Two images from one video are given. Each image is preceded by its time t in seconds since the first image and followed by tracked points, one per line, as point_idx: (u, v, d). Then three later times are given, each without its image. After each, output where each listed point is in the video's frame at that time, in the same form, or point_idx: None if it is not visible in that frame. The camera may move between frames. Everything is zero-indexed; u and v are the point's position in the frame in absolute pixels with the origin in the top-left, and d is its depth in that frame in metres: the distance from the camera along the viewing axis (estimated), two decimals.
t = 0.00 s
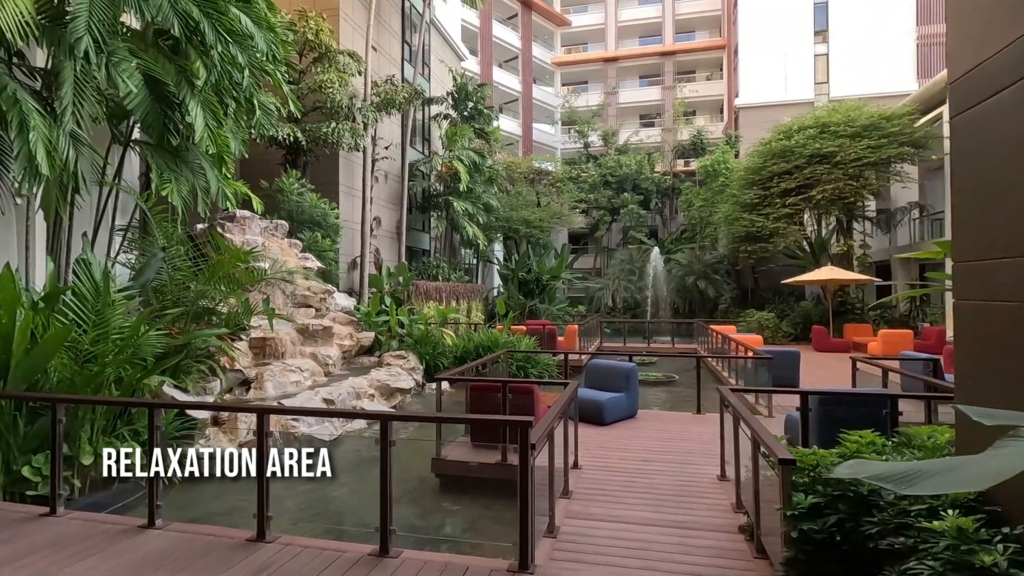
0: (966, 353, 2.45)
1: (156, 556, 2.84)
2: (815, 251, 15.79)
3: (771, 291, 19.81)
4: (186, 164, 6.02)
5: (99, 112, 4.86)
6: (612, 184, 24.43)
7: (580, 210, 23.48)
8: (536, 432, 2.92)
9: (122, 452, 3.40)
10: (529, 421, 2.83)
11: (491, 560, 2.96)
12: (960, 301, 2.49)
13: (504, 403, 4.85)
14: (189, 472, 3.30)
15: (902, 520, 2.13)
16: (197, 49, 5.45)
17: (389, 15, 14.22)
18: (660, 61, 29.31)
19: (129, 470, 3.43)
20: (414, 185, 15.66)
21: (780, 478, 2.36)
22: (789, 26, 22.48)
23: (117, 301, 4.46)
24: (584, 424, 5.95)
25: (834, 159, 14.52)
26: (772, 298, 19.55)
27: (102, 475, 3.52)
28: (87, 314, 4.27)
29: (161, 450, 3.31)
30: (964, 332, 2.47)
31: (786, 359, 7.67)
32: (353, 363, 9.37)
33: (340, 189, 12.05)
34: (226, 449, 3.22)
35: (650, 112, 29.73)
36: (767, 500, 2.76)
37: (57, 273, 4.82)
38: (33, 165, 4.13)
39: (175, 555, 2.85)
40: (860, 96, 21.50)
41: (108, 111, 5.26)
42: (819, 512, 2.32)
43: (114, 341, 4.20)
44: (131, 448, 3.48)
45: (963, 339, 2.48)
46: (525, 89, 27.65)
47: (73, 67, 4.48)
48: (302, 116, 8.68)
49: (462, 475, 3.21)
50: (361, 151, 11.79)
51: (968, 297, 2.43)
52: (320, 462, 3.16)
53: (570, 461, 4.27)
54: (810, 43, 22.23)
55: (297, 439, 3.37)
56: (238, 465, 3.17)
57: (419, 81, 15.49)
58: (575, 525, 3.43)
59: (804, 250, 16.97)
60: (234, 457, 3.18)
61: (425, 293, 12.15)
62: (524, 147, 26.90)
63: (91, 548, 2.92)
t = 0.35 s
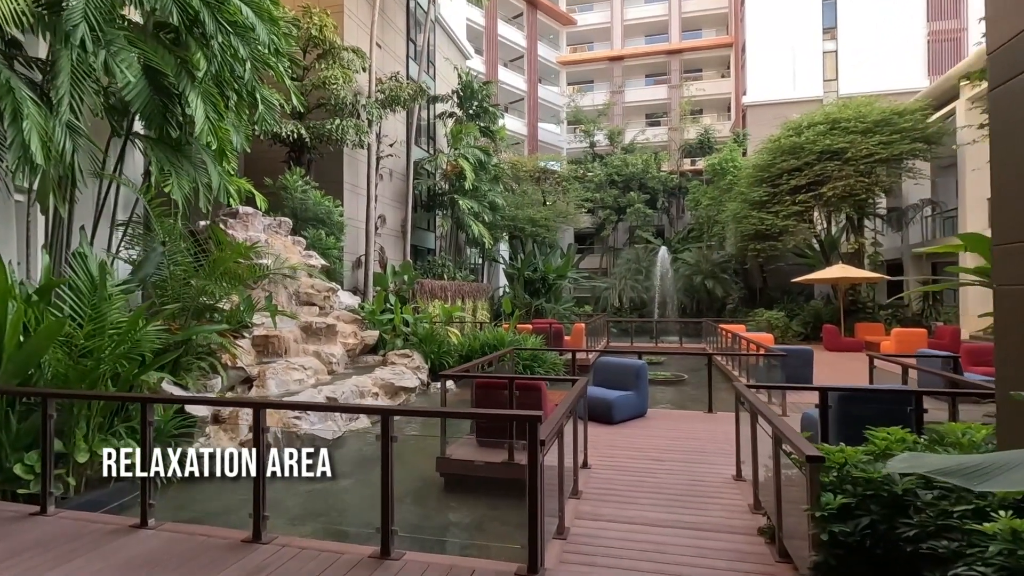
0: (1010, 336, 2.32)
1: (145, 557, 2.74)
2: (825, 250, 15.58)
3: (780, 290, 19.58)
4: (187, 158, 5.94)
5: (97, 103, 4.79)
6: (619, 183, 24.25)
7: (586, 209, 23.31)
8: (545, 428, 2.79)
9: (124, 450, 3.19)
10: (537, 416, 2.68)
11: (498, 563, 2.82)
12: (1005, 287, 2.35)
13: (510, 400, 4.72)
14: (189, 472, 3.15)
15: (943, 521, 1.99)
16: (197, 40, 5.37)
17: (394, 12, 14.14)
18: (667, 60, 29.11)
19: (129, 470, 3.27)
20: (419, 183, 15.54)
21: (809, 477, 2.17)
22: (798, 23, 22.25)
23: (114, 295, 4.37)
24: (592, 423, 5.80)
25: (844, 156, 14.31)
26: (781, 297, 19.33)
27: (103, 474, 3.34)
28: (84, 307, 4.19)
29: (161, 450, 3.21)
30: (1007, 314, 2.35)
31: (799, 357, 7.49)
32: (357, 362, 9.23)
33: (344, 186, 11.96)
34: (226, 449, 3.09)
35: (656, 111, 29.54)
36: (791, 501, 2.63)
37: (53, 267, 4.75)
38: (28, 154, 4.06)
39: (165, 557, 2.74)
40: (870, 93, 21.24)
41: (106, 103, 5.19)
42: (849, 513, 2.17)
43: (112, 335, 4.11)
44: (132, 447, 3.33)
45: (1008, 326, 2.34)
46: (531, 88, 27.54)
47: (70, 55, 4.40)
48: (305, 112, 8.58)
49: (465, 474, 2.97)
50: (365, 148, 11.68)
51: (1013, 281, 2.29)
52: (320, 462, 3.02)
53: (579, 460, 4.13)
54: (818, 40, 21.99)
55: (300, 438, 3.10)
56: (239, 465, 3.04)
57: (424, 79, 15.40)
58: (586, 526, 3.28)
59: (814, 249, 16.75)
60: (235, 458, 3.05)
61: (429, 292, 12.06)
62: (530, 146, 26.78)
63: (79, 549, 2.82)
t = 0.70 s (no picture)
0: None
1: (134, 567, 2.64)
2: (835, 249, 15.36)
3: (789, 290, 19.36)
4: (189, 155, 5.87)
5: (95, 99, 4.71)
6: (625, 183, 24.06)
7: (593, 209, 23.15)
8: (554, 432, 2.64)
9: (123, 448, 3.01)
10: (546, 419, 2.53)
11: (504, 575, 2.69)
12: None
13: (516, 401, 4.60)
14: (188, 472, 3.03)
15: (986, 539, 1.91)
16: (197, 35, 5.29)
17: (399, 10, 14.05)
18: (674, 58, 28.90)
19: (129, 470, 3.11)
20: (424, 182, 15.43)
21: (835, 487, 2.01)
22: (807, 20, 21.98)
23: (112, 293, 4.30)
24: (600, 425, 5.67)
25: (856, 153, 14.09)
26: (790, 297, 19.11)
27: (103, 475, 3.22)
28: (80, 306, 4.11)
29: (161, 450, 3.09)
30: None
31: (812, 358, 7.32)
32: (361, 362, 9.10)
33: (349, 185, 11.88)
34: (226, 449, 2.94)
35: (663, 110, 29.31)
36: (814, 510, 2.48)
37: (51, 264, 4.68)
38: (23, 149, 3.99)
39: (154, 567, 2.65)
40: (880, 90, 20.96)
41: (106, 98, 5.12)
42: (879, 525, 2.08)
43: (109, 334, 4.04)
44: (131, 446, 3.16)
45: None
46: (537, 87, 27.41)
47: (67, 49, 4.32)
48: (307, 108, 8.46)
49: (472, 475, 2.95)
50: (370, 146, 11.56)
51: None
52: (320, 462, 2.92)
53: (587, 464, 4.00)
54: (828, 37, 21.72)
55: (302, 440, 3.03)
56: (239, 466, 2.89)
57: (430, 78, 15.29)
58: (595, 534, 3.15)
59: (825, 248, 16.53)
60: (235, 458, 2.90)
61: (434, 291, 11.98)
62: (536, 146, 26.66)
63: (66, 558, 2.73)
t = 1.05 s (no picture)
0: None
1: (114, 569, 2.54)
2: (843, 246, 15.15)
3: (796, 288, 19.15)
4: (185, 148, 5.78)
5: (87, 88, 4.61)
6: (630, 180, 23.87)
7: (597, 207, 22.99)
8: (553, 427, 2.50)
9: (117, 448, 2.87)
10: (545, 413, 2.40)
11: None
12: None
13: (517, 397, 4.47)
14: (189, 472, 2.93)
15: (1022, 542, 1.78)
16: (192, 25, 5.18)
17: (402, 6, 13.95)
18: (679, 55, 28.69)
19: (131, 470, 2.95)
20: (427, 179, 15.32)
21: (855, 487, 1.85)
22: (814, 15, 21.74)
23: (103, 287, 4.19)
24: (605, 422, 5.53)
25: (865, 148, 13.88)
26: (797, 295, 18.91)
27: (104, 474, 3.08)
28: (70, 299, 4.00)
29: (160, 450, 2.97)
30: None
31: (822, 354, 7.16)
32: (363, 359, 9.00)
33: (351, 182, 11.79)
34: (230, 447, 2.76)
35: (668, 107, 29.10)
36: (831, 511, 2.35)
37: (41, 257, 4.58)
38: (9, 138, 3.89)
39: (136, 569, 2.55)
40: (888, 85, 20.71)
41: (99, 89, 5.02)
42: (902, 528, 1.98)
43: (98, 329, 3.93)
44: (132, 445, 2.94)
45: None
46: (542, 85, 27.29)
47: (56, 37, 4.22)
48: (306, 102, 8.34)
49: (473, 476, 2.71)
50: (372, 143, 11.46)
51: None
52: (320, 462, 2.77)
53: (590, 462, 3.88)
54: (836, 32, 21.47)
55: (301, 437, 2.87)
56: (239, 465, 2.75)
57: (433, 74, 15.17)
58: (597, 535, 3.03)
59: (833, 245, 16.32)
60: (235, 457, 2.75)
61: (437, 289, 11.87)
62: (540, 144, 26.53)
63: (46, 558, 2.63)
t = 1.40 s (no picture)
0: None
1: None
2: (850, 244, 14.93)
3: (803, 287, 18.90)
4: (176, 143, 5.65)
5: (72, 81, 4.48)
6: (634, 179, 23.67)
7: (600, 206, 22.82)
8: (549, 432, 2.33)
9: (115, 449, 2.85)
10: (539, 418, 2.22)
11: None
12: None
13: (516, 400, 4.31)
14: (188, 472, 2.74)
15: None
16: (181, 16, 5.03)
17: (401, 4, 13.82)
18: (682, 54, 28.48)
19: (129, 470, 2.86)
20: (428, 179, 15.14)
21: (877, 494, 1.72)
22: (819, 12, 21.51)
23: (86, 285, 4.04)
24: (608, 423, 5.35)
25: (872, 144, 13.66)
26: (803, 294, 18.67)
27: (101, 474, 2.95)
28: (52, 297, 3.87)
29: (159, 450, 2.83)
30: None
31: (832, 354, 6.97)
32: (362, 360, 8.84)
33: (351, 180, 11.66)
34: (225, 446, 2.62)
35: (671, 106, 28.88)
36: (849, 519, 2.19)
37: (22, 253, 4.47)
38: None
39: None
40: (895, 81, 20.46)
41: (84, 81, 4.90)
42: (932, 539, 1.82)
43: (79, 327, 3.79)
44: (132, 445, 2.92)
45: None
46: (544, 84, 27.16)
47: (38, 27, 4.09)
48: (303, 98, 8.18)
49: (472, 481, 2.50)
50: (371, 141, 11.32)
51: None
52: (320, 462, 2.64)
53: (591, 465, 3.72)
54: (841, 29, 21.22)
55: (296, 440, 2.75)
56: (238, 464, 2.63)
57: (433, 72, 15.02)
58: (598, 543, 2.86)
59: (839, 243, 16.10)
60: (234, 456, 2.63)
61: (437, 289, 11.71)
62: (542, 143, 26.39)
63: (12, 568, 2.50)
